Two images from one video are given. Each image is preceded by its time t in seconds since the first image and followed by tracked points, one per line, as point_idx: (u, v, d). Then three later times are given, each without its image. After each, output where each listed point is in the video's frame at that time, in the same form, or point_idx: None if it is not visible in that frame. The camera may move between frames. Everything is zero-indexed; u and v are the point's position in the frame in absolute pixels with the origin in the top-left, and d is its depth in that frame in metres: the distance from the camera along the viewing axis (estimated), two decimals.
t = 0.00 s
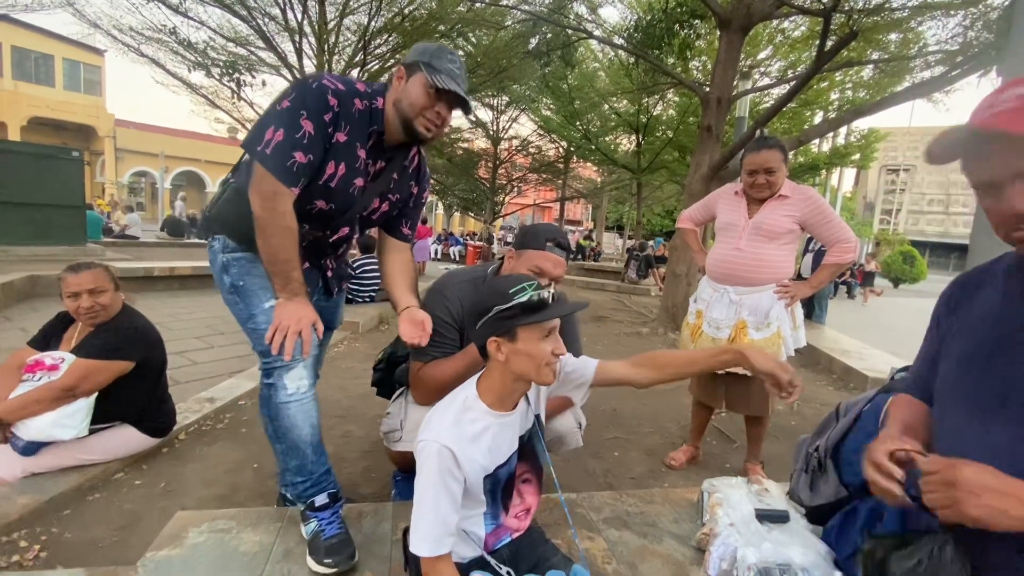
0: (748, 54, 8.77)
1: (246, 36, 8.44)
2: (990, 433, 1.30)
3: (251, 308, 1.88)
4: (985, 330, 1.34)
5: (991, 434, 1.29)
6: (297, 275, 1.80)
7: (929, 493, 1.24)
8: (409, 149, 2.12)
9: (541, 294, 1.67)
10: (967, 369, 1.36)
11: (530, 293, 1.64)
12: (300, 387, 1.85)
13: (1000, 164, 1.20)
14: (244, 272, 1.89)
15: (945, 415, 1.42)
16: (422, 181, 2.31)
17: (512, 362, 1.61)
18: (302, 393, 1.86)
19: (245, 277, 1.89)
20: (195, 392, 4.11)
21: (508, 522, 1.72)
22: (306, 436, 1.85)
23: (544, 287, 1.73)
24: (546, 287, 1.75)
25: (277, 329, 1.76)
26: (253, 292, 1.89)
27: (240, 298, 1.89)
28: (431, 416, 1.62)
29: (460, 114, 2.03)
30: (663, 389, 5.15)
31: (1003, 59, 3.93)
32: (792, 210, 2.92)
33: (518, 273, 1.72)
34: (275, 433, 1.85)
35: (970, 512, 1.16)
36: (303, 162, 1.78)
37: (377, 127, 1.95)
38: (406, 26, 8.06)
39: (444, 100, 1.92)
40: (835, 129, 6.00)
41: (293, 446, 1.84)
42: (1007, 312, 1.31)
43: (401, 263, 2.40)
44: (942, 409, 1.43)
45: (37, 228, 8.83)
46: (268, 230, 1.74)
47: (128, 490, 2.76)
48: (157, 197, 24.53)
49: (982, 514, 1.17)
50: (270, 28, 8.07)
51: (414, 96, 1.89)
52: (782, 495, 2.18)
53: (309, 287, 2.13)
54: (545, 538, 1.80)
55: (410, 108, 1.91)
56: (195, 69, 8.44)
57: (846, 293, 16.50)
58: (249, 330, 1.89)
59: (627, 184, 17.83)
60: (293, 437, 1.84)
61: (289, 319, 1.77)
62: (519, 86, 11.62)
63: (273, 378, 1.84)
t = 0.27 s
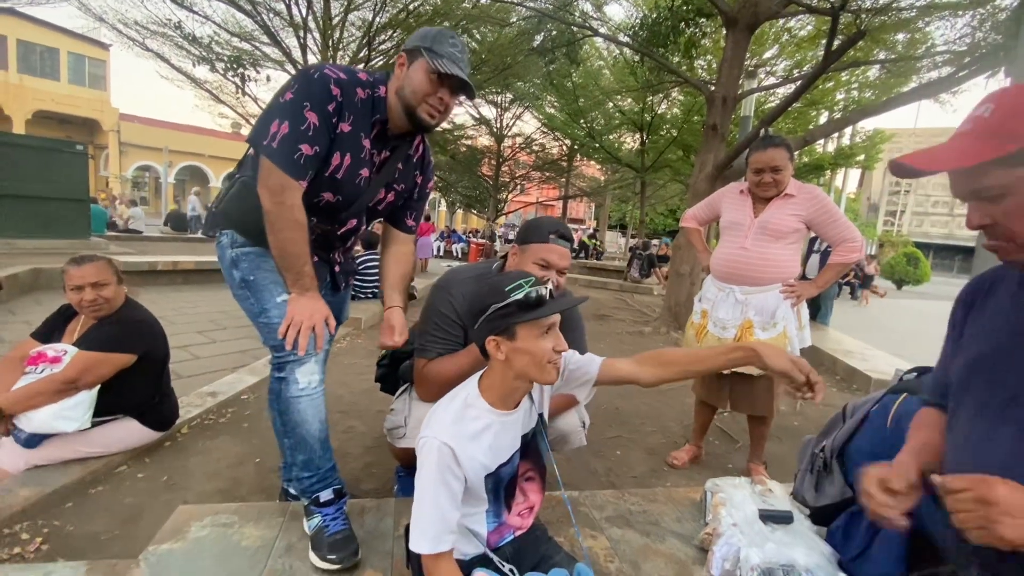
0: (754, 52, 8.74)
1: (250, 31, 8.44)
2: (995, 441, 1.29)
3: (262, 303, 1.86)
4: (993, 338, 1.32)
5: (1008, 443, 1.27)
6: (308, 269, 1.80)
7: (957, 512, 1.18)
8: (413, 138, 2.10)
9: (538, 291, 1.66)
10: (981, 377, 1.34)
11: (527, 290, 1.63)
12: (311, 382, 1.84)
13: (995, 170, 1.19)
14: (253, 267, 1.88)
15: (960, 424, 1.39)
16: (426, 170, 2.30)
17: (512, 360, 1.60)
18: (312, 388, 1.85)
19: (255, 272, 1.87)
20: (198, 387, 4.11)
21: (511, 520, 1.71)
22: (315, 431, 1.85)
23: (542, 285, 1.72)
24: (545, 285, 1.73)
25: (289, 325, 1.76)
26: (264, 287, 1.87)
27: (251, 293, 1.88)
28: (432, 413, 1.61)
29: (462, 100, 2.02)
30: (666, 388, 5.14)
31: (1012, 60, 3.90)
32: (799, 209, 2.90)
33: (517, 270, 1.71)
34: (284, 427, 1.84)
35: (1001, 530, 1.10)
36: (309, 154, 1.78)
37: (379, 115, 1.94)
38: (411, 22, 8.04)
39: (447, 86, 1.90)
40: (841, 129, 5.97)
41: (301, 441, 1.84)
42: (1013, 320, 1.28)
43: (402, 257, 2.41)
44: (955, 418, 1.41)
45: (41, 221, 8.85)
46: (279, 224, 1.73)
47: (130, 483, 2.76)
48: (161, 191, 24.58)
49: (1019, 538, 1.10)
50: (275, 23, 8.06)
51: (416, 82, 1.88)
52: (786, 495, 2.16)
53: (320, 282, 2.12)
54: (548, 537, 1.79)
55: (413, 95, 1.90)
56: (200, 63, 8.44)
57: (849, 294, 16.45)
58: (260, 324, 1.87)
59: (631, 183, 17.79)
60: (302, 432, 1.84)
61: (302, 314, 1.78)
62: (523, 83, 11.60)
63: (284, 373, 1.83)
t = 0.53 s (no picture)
0: (758, 56, 8.74)
1: (255, 31, 8.46)
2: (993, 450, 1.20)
3: (269, 302, 1.86)
4: (1012, 344, 1.18)
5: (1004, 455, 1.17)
6: (316, 270, 1.80)
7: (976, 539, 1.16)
8: (417, 137, 2.11)
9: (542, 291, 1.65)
10: (993, 382, 1.22)
11: (531, 290, 1.63)
12: (318, 380, 1.84)
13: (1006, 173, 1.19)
14: (260, 266, 1.88)
15: (971, 428, 1.28)
16: (429, 169, 2.30)
17: (516, 360, 1.60)
18: (319, 386, 1.85)
19: (261, 271, 1.87)
20: (200, 385, 4.12)
21: (514, 521, 1.71)
22: (321, 429, 1.85)
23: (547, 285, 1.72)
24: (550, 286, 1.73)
25: (298, 324, 1.77)
26: (270, 286, 1.87)
27: (257, 292, 1.87)
28: (437, 412, 1.61)
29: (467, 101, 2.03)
30: (668, 391, 5.13)
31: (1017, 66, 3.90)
32: (803, 213, 2.90)
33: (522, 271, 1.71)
34: (290, 426, 1.84)
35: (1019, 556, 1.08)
36: (317, 154, 1.78)
37: (383, 115, 1.94)
38: (415, 23, 8.06)
39: (452, 90, 1.90)
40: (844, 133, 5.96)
41: (307, 439, 1.84)
42: None
43: (389, 263, 2.38)
44: (966, 420, 1.30)
45: (46, 219, 8.87)
46: (287, 224, 1.74)
47: (133, 480, 2.76)
48: (164, 190, 24.65)
49: None
50: (280, 24, 8.08)
51: (422, 84, 1.88)
52: (788, 499, 2.16)
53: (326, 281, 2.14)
54: (551, 538, 1.78)
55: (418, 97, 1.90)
56: (205, 63, 8.46)
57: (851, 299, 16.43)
58: (268, 323, 1.86)
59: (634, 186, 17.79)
60: (308, 431, 1.84)
61: (309, 315, 1.78)
62: (527, 85, 11.61)
63: (291, 371, 1.83)
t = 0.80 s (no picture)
0: (761, 60, 8.74)
1: (260, 31, 8.48)
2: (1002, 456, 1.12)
3: (272, 302, 1.86)
4: None
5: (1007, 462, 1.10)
6: (320, 271, 1.81)
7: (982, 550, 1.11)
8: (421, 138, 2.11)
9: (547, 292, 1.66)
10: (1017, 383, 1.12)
11: (536, 291, 1.64)
12: (321, 380, 1.85)
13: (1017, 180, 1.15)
14: (263, 265, 1.88)
15: (983, 429, 1.21)
16: (433, 169, 2.31)
17: (521, 360, 1.61)
18: (321, 386, 1.86)
19: (264, 271, 1.88)
20: (203, 384, 4.13)
21: (516, 522, 1.71)
22: (323, 429, 1.85)
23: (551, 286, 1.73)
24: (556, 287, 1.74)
25: (301, 325, 1.78)
26: (274, 285, 1.87)
27: (261, 292, 1.88)
28: (441, 412, 1.62)
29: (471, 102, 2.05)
30: (669, 394, 5.13)
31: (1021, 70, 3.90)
32: (806, 216, 2.91)
33: (527, 272, 1.72)
34: (292, 425, 1.84)
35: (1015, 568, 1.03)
36: (323, 155, 1.79)
37: (390, 116, 1.95)
38: (419, 24, 8.07)
39: (457, 92, 1.93)
40: (848, 137, 5.96)
41: (310, 439, 1.84)
42: None
43: (396, 264, 2.43)
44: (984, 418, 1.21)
45: (49, 217, 8.90)
46: (292, 225, 1.75)
47: (135, 478, 2.77)
48: (167, 189, 24.70)
49: None
50: (284, 24, 8.10)
51: (429, 88, 1.90)
52: (790, 502, 2.16)
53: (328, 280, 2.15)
54: (553, 539, 1.79)
55: (425, 100, 1.92)
56: (209, 63, 8.49)
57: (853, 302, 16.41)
58: (271, 323, 1.87)
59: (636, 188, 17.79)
60: (311, 430, 1.84)
61: (313, 316, 1.79)
62: (530, 87, 11.62)
63: (294, 371, 1.84)
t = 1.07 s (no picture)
0: (765, 59, 8.71)
1: (263, 29, 8.48)
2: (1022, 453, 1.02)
3: (275, 300, 1.86)
4: None
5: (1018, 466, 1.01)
6: (323, 269, 1.81)
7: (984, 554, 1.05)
8: (422, 133, 2.10)
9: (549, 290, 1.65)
10: None
11: (540, 291, 1.63)
12: (324, 378, 1.84)
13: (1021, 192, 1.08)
14: (266, 263, 1.88)
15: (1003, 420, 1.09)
16: (435, 164, 2.29)
17: (523, 360, 1.59)
18: (325, 385, 1.85)
19: (267, 269, 1.87)
20: (205, 381, 4.13)
21: (517, 522, 1.71)
22: (326, 428, 1.85)
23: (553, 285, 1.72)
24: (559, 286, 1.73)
25: (306, 324, 1.78)
26: (277, 283, 1.87)
27: (263, 290, 1.87)
28: (442, 412, 1.61)
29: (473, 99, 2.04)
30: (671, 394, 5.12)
31: None
32: (810, 216, 2.89)
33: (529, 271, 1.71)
34: (295, 424, 1.84)
35: None
36: (326, 152, 1.79)
37: (392, 111, 1.94)
38: (422, 22, 8.07)
39: (460, 88, 1.93)
40: (852, 137, 5.93)
41: (312, 438, 1.84)
42: None
43: (405, 258, 2.44)
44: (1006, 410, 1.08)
45: (53, 214, 8.91)
46: (296, 223, 1.74)
47: (137, 474, 2.77)
48: (171, 186, 24.74)
49: None
50: (287, 22, 8.10)
51: (431, 84, 1.89)
52: (792, 503, 2.16)
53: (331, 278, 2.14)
54: (554, 538, 1.78)
55: (426, 96, 1.92)
56: (212, 60, 8.49)
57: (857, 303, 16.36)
58: (274, 322, 1.86)
59: (639, 187, 17.76)
60: (314, 429, 1.83)
61: (317, 314, 1.80)
62: (533, 85, 11.60)
63: (297, 369, 1.83)
